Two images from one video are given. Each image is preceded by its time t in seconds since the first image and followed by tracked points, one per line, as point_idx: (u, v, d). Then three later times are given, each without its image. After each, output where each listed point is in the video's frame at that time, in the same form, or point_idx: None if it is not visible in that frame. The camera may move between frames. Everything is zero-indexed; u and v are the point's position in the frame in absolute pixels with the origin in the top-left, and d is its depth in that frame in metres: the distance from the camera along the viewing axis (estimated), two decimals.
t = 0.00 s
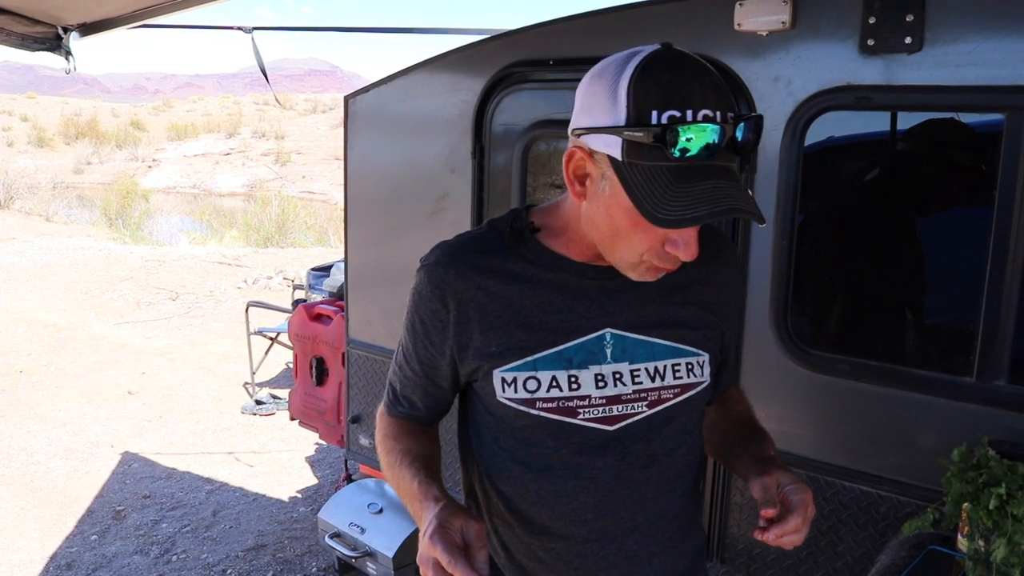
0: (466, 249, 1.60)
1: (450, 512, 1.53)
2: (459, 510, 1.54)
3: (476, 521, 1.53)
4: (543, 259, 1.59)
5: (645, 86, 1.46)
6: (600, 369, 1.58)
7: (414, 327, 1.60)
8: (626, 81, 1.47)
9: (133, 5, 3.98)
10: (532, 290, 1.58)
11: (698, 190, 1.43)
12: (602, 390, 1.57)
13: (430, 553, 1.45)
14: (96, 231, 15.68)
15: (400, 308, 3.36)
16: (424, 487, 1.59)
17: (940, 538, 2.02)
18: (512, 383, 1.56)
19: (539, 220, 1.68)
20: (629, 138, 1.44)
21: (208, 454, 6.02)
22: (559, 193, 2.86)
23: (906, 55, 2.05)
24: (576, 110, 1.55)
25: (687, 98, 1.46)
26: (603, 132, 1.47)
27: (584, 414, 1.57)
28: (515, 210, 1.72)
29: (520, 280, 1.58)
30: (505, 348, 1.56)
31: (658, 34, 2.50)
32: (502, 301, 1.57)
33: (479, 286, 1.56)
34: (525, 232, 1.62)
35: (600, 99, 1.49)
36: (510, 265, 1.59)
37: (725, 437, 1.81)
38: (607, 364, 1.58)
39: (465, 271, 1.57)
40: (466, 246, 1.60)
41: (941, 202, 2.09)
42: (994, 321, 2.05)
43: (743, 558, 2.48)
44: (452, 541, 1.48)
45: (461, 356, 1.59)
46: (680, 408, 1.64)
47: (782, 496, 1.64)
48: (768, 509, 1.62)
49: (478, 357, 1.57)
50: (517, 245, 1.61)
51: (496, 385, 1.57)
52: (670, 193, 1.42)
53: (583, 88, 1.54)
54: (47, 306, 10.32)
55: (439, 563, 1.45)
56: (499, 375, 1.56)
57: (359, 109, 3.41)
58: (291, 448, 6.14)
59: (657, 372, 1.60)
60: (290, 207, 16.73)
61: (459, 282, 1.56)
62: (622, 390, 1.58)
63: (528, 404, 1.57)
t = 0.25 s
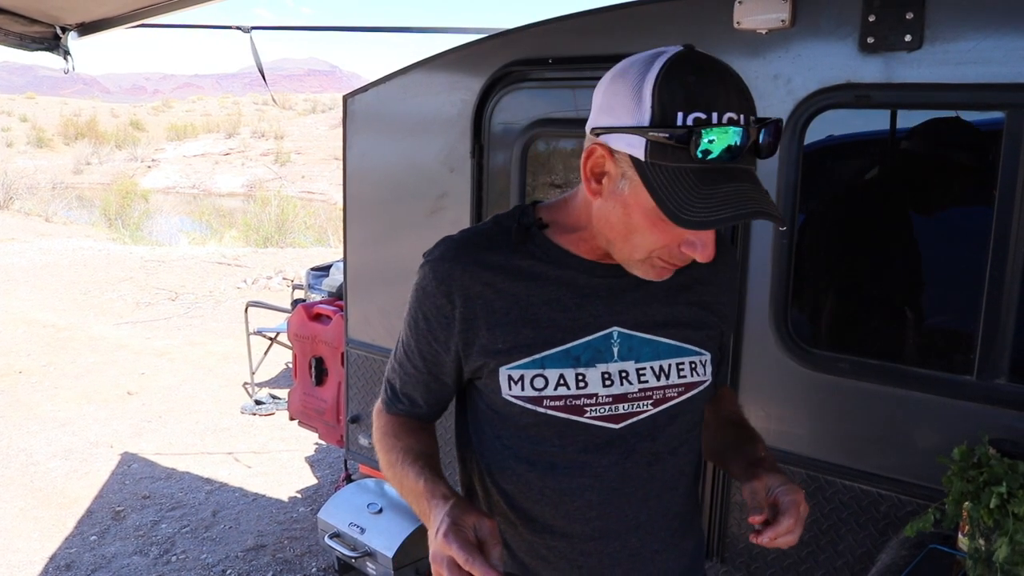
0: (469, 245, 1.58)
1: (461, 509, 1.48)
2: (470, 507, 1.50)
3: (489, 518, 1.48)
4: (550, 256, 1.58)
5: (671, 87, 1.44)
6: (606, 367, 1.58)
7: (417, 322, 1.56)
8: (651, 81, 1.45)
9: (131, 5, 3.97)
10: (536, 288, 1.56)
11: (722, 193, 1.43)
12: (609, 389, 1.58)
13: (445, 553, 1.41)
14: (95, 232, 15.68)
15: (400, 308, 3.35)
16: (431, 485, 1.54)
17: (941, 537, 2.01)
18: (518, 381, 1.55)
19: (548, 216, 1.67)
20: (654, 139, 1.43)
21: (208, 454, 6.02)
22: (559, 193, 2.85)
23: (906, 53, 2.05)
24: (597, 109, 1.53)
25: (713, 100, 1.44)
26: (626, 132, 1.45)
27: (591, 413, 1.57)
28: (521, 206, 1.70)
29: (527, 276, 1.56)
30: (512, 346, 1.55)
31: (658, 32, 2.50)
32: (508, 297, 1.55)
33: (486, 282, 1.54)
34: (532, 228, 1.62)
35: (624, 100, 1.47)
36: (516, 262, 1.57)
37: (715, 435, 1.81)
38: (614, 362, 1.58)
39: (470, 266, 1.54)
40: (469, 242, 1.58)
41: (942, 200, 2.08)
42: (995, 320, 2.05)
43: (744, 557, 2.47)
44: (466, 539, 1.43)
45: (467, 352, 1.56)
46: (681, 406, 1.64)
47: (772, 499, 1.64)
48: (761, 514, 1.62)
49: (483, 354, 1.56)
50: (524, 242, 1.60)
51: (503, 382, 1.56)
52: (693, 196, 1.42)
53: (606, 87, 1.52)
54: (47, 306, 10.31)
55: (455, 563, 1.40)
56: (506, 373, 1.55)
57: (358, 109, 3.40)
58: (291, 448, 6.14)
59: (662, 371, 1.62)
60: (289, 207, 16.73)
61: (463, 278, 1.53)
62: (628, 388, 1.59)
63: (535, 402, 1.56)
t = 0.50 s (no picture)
0: (468, 245, 1.57)
1: (462, 510, 1.48)
2: (470, 508, 1.49)
3: (490, 519, 1.48)
4: (550, 256, 1.58)
5: (677, 88, 1.45)
6: (606, 368, 1.58)
7: (416, 322, 1.56)
8: (657, 81, 1.45)
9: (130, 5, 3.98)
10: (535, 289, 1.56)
11: (727, 194, 1.42)
12: (608, 390, 1.58)
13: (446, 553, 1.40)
14: (94, 231, 15.68)
15: (399, 308, 3.34)
16: (431, 485, 1.54)
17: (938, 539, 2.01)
18: (518, 382, 1.55)
19: (548, 217, 1.67)
20: (659, 139, 1.42)
21: (206, 454, 6.01)
22: (558, 193, 2.85)
23: (903, 54, 2.05)
24: (601, 109, 1.53)
25: (718, 101, 1.45)
26: (631, 132, 1.45)
27: (591, 414, 1.57)
28: (521, 207, 1.70)
29: (528, 278, 1.56)
30: (512, 347, 1.55)
31: (657, 33, 2.50)
32: (509, 298, 1.55)
33: (485, 282, 1.54)
34: (532, 229, 1.62)
35: (630, 100, 1.48)
36: (516, 262, 1.57)
37: (711, 437, 1.81)
38: (613, 364, 1.58)
39: (470, 267, 1.54)
40: (468, 242, 1.58)
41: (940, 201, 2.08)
42: (993, 321, 2.05)
43: (742, 558, 2.47)
44: (467, 539, 1.42)
45: (466, 352, 1.56)
46: (679, 407, 1.64)
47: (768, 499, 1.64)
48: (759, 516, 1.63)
49: (483, 354, 1.55)
50: (523, 242, 1.59)
51: (503, 384, 1.55)
52: (697, 196, 1.41)
53: (611, 87, 1.52)
54: (45, 306, 10.31)
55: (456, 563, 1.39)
56: (506, 374, 1.55)
57: (357, 109, 3.39)
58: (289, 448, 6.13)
59: (661, 372, 1.62)
60: (288, 207, 16.73)
61: (462, 277, 1.53)
62: (628, 390, 1.59)
63: (535, 403, 1.56)
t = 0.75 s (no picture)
0: (468, 245, 1.58)
1: (461, 509, 1.48)
2: (469, 507, 1.50)
3: (489, 519, 1.48)
4: (550, 256, 1.58)
5: (673, 86, 1.45)
6: (605, 368, 1.58)
7: (415, 322, 1.56)
8: (654, 80, 1.46)
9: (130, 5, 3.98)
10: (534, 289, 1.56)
11: (726, 189, 1.42)
12: (607, 389, 1.58)
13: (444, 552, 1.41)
14: (93, 232, 15.67)
15: (398, 308, 3.34)
16: (430, 484, 1.54)
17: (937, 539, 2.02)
18: (517, 381, 1.55)
19: (547, 216, 1.67)
20: (657, 137, 1.43)
21: (206, 455, 6.01)
22: (557, 193, 2.85)
23: (902, 54, 2.05)
24: (599, 109, 1.54)
25: (715, 98, 1.45)
26: (628, 131, 1.46)
27: (590, 413, 1.57)
28: (520, 207, 1.70)
29: (529, 278, 1.56)
30: (511, 347, 1.55)
31: (656, 33, 2.50)
32: (508, 297, 1.55)
33: (483, 282, 1.54)
34: (531, 229, 1.62)
35: (625, 100, 1.48)
36: (516, 262, 1.57)
37: (711, 437, 1.81)
38: (613, 363, 1.59)
39: (469, 267, 1.55)
40: (468, 241, 1.59)
41: (939, 201, 2.09)
42: (991, 321, 2.05)
43: (741, 558, 2.48)
44: (465, 538, 1.43)
45: (464, 353, 1.56)
46: (678, 407, 1.64)
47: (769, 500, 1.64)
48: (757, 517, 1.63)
49: (482, 354, 1.55)
50: (523, 242, 1.60)
51: (502, 383, 1.56)
52: (695, 193, 1.41)
53: (607, 89, 1.53)
54: (45, 306, 10.31)
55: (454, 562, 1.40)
56: (505, 373, 1.55)
57: (356, 109, 3.39)
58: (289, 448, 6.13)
59: (660, 372, 1.62)
60: (287, 208, 16.73)
61: (461, 277, 1.54)
62: (626, 389, 1.59)
63: (534, 403, 1.56)
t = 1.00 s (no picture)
0: (467, 245, 1.58)
1: (459, 509, 1.48)
2: (467, 507, 1.50)
3: (487, 519, 1.48)
4: (550, 257, 1.58)
5: (670, 85, 1.45)
6: (604, 368, 1.58)
7: (414, 322, 1.57)
8: (650, 78, 1.46)
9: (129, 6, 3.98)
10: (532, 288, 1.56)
11: (724, 187, 1.42)
12: (606, 389, 1.58)
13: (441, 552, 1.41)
14: (93, 232, 15.68)
15: (398, 309, 3.34)
16: (428, 484, 1.54)
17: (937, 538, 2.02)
18: (516, 382, 1.55)
19: (546, 217, 1.67)
20: (654, 136, 1.43)
21: (206, 455, 6.01)
22: (557, 193, 2.85)
23: (901, 54, 2.05)
24: (595, 108, 1.54)
25: (712, 97, 1.45)
26: (626, 130, 1.46)
27: (588, 414, 1.57)
28: (519, 207, 1.70)
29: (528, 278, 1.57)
30: (509, 347, 1.55)
31: (655, 33, 2.50)
32: (507, 297, 1.55)
33: (482, 281, 1.55)
34: (530, 230, 1.62)
35: (623, 98, 1.48)
36: (515, 262, 1.58)
37: (711, 437, 1.81)
38: (611, 364, 1.59)
39: (469, 267, 1.55)
40: (467, 242, 1.59)
41: (938, 201, 2.09)
42: (991, 321, 2.05)
43: (741, 558, 2.48)
44: (462, 539, 1.43)
45: (463, 353, 1.56)
46: (678, 407, 1.64)
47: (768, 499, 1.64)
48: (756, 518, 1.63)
49: (481, 354, 1.55)
50: (522, 242, 1.60)
51: (501, 383, 1.56)
52: (693, 191, 1.41)
53: (604, 87, 1.53)
54: (44, 306, 10.31)
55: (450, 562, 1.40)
56: (503, 373, 1.55)
57: (355, 109, 3.40)
58: (288, 448, 6.14)
59: (659, 372, 1.62)
60: (287, 208, 16.74)
61: (460, 277, 1.54)
62: (625, 389, 1.59)
63: (532, 403, 1.56)
